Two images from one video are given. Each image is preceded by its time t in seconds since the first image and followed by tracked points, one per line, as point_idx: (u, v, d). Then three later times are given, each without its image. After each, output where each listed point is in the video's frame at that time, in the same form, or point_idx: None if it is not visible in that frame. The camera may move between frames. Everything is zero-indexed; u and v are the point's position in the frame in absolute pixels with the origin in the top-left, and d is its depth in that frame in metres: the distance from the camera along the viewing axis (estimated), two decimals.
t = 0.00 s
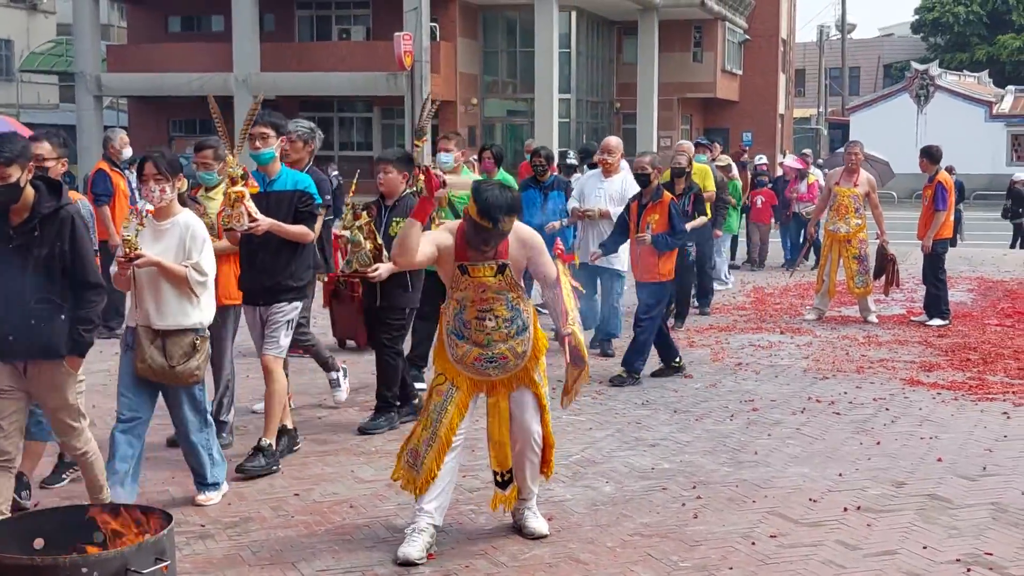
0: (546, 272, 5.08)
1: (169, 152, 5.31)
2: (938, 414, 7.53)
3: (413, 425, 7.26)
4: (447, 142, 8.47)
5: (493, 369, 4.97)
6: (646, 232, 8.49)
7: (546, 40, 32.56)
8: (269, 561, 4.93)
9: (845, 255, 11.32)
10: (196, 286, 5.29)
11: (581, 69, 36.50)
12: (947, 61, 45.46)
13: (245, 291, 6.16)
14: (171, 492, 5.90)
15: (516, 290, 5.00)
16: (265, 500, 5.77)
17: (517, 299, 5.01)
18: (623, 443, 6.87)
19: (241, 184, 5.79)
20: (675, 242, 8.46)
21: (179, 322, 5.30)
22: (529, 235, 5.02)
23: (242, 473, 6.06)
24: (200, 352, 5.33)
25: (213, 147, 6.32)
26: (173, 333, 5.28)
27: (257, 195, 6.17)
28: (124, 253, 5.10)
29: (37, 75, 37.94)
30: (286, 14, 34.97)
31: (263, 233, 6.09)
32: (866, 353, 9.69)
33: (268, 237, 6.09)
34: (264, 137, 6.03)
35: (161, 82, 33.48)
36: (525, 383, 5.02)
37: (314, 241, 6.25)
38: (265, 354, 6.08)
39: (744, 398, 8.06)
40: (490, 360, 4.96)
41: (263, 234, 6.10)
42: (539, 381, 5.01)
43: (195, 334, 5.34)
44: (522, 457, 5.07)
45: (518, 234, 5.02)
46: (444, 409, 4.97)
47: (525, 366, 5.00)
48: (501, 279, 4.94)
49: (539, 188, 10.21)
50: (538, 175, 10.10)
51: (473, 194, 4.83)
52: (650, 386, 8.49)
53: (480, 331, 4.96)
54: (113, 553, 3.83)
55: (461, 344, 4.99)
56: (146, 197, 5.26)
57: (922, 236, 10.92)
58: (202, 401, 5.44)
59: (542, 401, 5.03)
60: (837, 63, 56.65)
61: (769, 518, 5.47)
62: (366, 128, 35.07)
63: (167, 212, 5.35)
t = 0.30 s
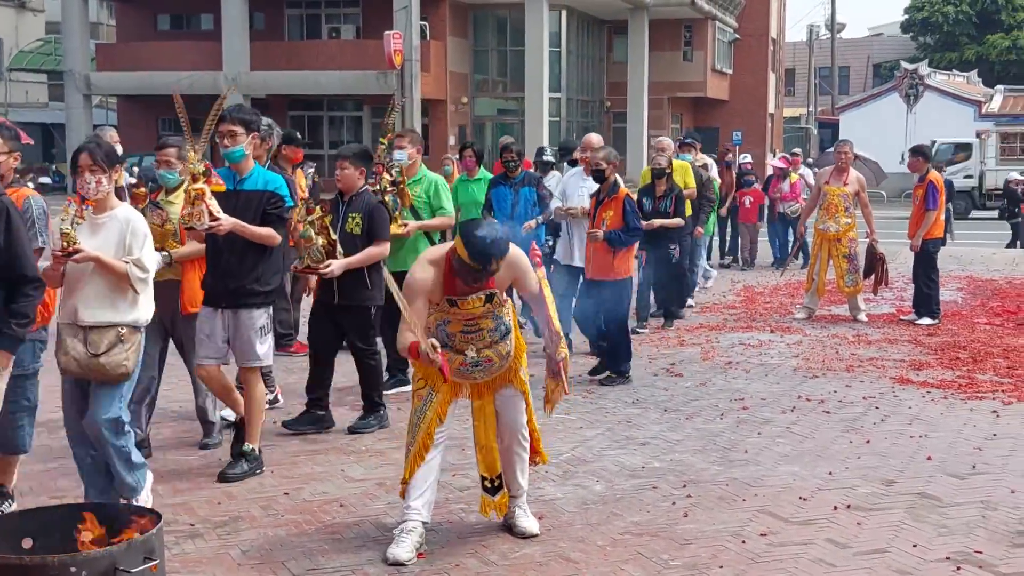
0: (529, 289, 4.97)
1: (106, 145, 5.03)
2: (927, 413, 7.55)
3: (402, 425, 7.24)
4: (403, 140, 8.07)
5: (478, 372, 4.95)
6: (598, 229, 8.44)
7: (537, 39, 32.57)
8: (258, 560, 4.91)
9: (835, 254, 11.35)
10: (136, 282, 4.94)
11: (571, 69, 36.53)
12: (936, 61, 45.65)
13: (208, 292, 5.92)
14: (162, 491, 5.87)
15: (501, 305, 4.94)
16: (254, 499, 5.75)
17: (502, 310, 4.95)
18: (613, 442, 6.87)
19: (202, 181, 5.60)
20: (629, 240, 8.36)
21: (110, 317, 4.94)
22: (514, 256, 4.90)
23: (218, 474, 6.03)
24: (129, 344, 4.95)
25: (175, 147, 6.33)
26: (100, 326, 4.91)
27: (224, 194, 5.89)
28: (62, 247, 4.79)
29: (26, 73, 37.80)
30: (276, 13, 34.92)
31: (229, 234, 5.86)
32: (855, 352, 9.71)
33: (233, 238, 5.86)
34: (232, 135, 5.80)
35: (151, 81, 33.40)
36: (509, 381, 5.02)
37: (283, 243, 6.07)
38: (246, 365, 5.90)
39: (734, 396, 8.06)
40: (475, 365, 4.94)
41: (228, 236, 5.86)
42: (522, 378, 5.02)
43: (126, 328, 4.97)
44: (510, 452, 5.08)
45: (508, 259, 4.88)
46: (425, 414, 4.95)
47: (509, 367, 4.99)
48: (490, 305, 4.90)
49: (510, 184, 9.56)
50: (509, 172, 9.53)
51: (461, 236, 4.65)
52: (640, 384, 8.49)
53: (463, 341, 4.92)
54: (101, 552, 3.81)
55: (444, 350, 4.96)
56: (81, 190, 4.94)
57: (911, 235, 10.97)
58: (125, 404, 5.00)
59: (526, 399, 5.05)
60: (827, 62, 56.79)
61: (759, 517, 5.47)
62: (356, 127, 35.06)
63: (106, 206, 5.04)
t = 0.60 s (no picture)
0: (537, 266, 5.05)
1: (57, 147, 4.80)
2: (922, 412, 7.55)
3: (396, 425, 7.24)
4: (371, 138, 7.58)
5: (480, 363, 4.93)
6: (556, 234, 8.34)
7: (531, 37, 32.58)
8: (252, 559, 4.90)
9: (829, 253, 11.34)
10: (89, 295, 4.78)
11: (566, 68, 36.52)
12: (930, 60, 45.73)
13: (169, 300, 5.74)
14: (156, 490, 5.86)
15: (507, 287, 4.98)
16: (248, 499, 5.73)
17: (508, 296, 5.00)
18: (607, 441, 6.86)
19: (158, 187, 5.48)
20: (587, 243, 8.32)
21: (63, 329, 4.81)
22: (524, 231, 4.99)
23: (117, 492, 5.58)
24: (84, 358, 4.83)
25: (132, 139, 6.16)
26: (53, 340, 4.78)
27: (182, 199, 5.74)
28: (10, 259, 4.57)
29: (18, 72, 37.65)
30: (270, 12, 34.84)
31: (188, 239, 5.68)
32: (849, 351, 9.71)
33: (191, 244, 5.68)
34: (186, 139, 5.64)
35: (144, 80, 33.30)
36: (510, 379, 4.99)
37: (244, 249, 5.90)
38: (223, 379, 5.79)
39: (728, 396, 8.06)
40: (475, 354, 4.92)
41: (187, 243, 5.68)
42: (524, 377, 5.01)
43: (80, 341, 4.84)
44: (509, 454, 5.05)
45: (511, 228, 4.98)
46: (429, 404, 4.93)
47: (511, 362, 4.97)
48: (491, 271, 4.91)
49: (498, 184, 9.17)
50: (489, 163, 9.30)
51: (466, 179, 4.90)
52: (634, 384, 8.48)
53: (467, 323, 4.94)
54: (95, 551, 3.79)
55: (448, 336, 4.96)
56: (30, 194, 4.73)
57: (909, 236, 10.99)
58: (71, 420, 4.86)
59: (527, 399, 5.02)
60: (822, 62, 56.84)
61: (753, 516, 5.47)
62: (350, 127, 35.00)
63: (55, 213, 4.82)
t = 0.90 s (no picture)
0: (524, 284, 4.97)
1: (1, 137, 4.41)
2: (916, 411, 7.56)
3: (389, 425, 7.22)
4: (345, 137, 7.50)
5: (476, 373, 4.91)
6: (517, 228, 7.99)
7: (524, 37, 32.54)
8: (246, 558, 4.90)
9: (823, 253, 11.35)
10: (36, 294, 4.43)
11: (559, 68, 36.51)
12: (924, 60, 45.78)
13: (107, 304, 5.40)
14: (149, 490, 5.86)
15: (496, 305, 4.91)
16: (241, 498, 5.72)
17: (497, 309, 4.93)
18: (602, 440, 6.86)
19: (96, 186, 5.09)
20: (550, 239, 8.01)
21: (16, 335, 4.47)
22: (505, 255, 4.90)
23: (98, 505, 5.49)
24: (40, 369, 4.54)
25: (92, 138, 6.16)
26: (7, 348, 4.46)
27: (121, 198, 5.42)
28: None
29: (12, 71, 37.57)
30: (263, 12, 34.81)
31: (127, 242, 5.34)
32: (842, 350, 9.71)
33: (132, 246, 5.33)
34: (124, 134, 5.36)
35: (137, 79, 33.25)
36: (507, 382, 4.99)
37: (190, 249, 5.55)
38: (146, 391, 5.40)
39: (722, 395, 8.06)
40: (471, 366, 4.90)
41: (127, 244, 5.35)
42: (522, 378, 5.01)
43: (34, 348, 4.52)
44: (507, 453, 5.06)
45: (498, 262, 4.89)
46: (422, 413, 4.93)
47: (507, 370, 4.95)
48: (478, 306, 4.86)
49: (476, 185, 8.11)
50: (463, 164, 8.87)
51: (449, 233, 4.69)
52: (627, 384, 8.47)
53: (460, 341, 4.89)
54: (88, 551, 3.79)
55: (442, 352, 4.92)
56: None
57: (907, 235, 10.91)
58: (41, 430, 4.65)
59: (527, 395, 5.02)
60: (815, 62, 56.91)
61: (747, 515, 5.47)
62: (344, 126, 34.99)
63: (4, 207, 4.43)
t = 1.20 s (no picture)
0: (522, 267, 5.08)
1: None
2: (910, 409, 7.57)
3: (382, 422, 7.21)
4: (310, 134, 7.29)
5: (466, 364, 4.94)
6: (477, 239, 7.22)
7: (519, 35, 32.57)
8: (240, 557, 4.88)
9: (817, 251, 11.37)
10: None
11: (554, 66, 36.54)
12: (918, 59, 45.83)
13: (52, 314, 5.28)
14: (143, 488, 5.84)
15: (491, 290, 4.97)
16: (235, 497, 5.71)
17: (492, 295, 4.99)
18: (596, 438, 6.86)
19: (32, 194, 5.01)
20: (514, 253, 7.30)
21: None
22: (505, 235, 5.02)
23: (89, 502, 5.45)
24: None
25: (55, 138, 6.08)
26: None
27: (63, 204, 5.26)
28: None
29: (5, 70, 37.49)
30: (258, 10, 34.77)
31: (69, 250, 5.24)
32: (837, 349, 9.73)
33: (74, 255, 5.23)
34: (80, 134, 5.19)
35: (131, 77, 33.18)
36: (498, 377, 4.99)
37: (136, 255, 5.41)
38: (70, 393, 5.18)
39: (716, 393, 8.07)
40: (463, 355, 4.93)
41: (69, 251, 5.23)
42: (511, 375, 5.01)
43: None
44: (496, 452, 5.06)
45: (499, 237, 5.00)
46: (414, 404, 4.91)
47: (499, 361, 4.98)
48: (478, 280, 4.90)
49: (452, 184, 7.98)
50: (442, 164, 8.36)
51: (458, 194, 4.70)
52: (623, 382, 8.48)
53: (453, 325, 4.93)
54: (81, 549, 3.77)
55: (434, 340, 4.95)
56: None
57: (899, 232, 10.96)
58: None
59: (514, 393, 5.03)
60: (810, 60, 56.97)
61: (741, 513, 5.47)
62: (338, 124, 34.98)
63: None
